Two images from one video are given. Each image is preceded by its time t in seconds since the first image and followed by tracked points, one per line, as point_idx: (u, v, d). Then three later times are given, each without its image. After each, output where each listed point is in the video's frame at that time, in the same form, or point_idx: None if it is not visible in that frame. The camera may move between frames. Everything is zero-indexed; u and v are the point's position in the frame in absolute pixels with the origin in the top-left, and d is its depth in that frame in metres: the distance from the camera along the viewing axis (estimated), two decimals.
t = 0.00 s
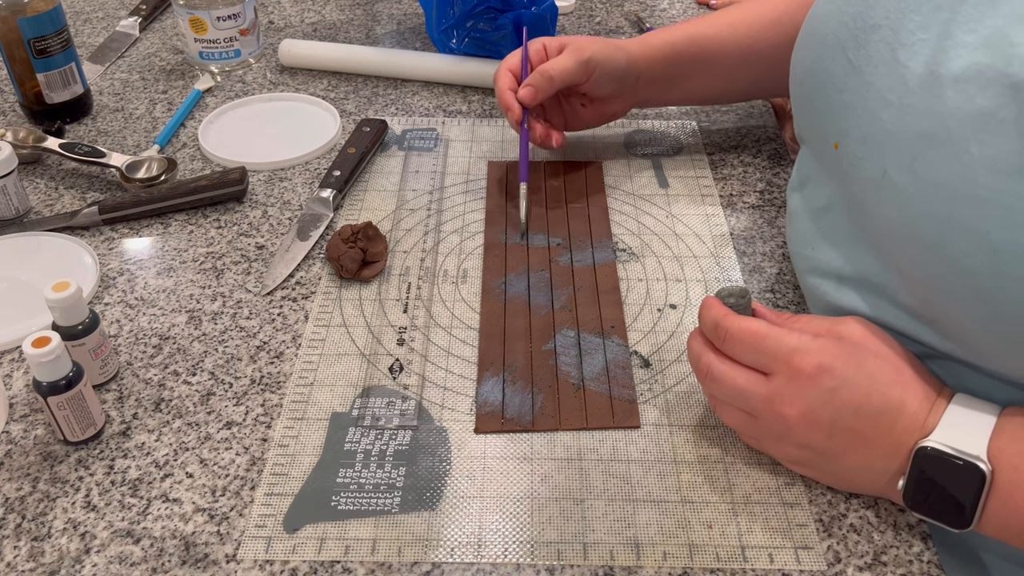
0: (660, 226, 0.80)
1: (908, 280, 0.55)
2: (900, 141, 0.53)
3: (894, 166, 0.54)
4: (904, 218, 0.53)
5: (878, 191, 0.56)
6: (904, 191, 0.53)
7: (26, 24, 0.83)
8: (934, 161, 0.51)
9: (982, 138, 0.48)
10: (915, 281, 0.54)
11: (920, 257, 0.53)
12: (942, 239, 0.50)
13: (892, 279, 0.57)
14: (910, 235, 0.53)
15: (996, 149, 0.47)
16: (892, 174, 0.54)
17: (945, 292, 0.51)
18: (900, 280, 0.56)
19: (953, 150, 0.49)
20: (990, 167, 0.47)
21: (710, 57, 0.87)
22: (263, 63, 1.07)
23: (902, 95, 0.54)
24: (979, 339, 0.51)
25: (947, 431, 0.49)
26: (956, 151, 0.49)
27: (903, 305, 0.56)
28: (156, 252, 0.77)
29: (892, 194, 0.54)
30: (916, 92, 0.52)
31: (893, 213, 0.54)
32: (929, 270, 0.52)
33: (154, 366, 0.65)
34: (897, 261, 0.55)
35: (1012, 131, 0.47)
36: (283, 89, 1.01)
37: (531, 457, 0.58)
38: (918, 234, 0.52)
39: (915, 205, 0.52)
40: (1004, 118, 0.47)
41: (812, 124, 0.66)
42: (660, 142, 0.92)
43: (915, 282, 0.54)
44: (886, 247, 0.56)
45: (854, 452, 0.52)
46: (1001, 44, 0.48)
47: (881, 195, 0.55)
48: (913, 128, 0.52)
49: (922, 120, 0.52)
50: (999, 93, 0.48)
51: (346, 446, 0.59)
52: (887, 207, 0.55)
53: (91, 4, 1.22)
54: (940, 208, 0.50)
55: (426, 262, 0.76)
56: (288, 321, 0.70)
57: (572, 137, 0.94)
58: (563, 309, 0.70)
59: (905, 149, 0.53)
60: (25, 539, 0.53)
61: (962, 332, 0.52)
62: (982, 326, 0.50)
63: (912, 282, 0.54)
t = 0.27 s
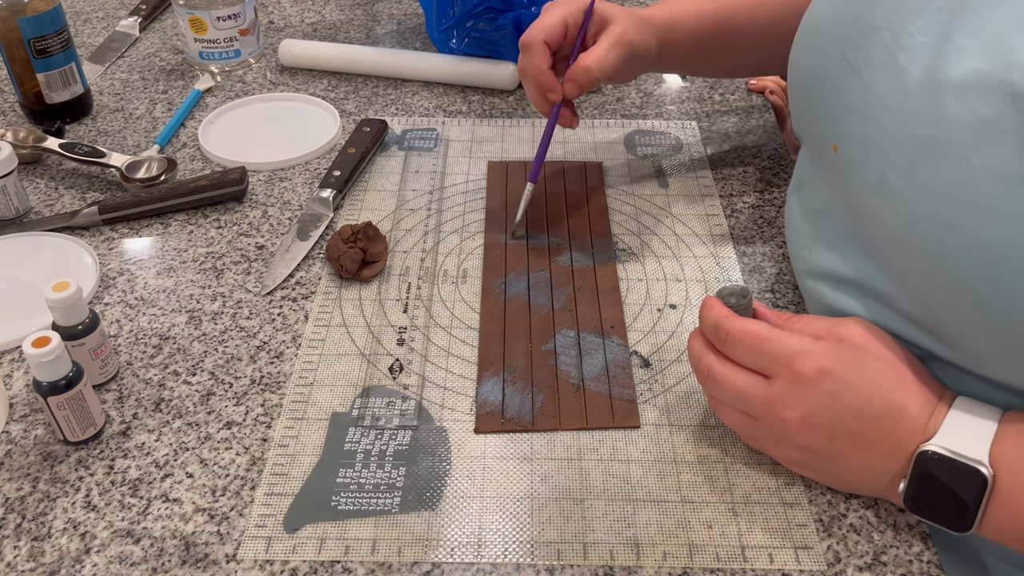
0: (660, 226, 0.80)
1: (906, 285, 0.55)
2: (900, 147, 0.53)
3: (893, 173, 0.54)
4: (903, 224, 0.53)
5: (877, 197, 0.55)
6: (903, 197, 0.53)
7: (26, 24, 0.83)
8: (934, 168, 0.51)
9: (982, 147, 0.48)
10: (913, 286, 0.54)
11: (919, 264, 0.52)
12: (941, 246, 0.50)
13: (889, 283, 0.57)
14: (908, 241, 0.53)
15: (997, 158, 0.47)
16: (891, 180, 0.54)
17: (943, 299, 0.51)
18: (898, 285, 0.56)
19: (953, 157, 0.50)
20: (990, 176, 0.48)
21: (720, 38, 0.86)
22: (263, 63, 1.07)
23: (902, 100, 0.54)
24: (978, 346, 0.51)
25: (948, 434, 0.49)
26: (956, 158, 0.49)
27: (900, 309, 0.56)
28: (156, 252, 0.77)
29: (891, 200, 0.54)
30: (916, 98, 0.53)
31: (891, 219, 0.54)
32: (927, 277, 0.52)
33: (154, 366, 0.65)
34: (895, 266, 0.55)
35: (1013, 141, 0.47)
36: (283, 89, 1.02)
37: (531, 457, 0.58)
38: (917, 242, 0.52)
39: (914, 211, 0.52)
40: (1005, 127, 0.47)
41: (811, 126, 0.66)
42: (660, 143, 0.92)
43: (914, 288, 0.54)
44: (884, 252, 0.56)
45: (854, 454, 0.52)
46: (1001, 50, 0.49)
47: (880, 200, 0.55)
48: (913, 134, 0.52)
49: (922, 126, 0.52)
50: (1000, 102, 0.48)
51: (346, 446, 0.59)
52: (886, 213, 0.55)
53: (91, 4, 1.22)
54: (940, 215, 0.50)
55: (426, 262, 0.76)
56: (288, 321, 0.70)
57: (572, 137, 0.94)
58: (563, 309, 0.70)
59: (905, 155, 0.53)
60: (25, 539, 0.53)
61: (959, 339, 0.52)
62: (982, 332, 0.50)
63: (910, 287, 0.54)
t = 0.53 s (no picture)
0: (660, 226, 0.80)
1: (907, 293, 0.55)
2: (904, 157, 0.53)
3: (897, 182, 0.54)
4: (906, 233, 0.53)
5: (881, 204, 0.56)
6: (906, 207, 0.53)
7: (26, 24, 0.83)
8: (937, 182, 0.51)
9: (985, 164, 0.48)
10: (915, 295, 0.54)
11: (921, 274, 0.52)
12: (943, 258, 0.50)
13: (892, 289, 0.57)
14: (911, 251, 0.53)
15: (999, 175, 0.47)
16: (895, 190, 0.54)
17: (944, 311, 0.51)
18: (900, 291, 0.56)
19: (955, 170, 0.49)
20: (992, 194, 0.47)
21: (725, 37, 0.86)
22: (263, 63, 1.07)
23: (907, 110, 0.54)
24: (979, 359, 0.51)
25: (950, 438, 0.50)
26: (959, 173, 0.49)
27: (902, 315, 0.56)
28: (156, 252, 0.77)
29: (895, 208, 0.54)
30: (921, 108, 0.52)
31: (895, 227, 0.54)
32: (928, 288, 0.52)
33: (154, 366, 0.65)
34: (897, 273, 0.56)
35: (1015, 158, 0.47)
36: (283, 89, 1.01)
37: (531, 457, 0.58)
38: (918, 252, 0.52)
39: (917, 222, 0.52)
40: (1009, 144, 0.47)
41: (817, 129, 0.66)
42: (660, 143, 0.92)
43: (915, 297, 0.54)
44: (887, 258, 0.56)
45: (855, 455, 0.52)
46: (1007, 64, 0.48)
47: (884, 206, 0.55)
48: (918, 144, 0.52)
49: (927, 138, 0.51)
50: (1005, 118, 0.47)
51: (346, 446, 0.59)
52: (890, 220, 0.55)
53: (91, 4, 1.22)
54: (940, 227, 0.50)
55: (426, 262, 0.76)
56: (288, 321, 0.70)
57: (572, 137, 0.94)
58: (563, 309, 0.70)
59: (909, 165, 0.53)
60: (25, 539, 0.53)
61: (959, 351, 0.52)
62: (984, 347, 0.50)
63: (912, 295, 0.54)
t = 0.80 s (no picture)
0: (660, 226, 0.80)
1: (907, 295, 0.55)
2: (903, 159, 0.53)
3: (896, 185, 0.54)
4: (905, 235, 0.53)
5: (880, 206, 0.56)
6: (905, 210, 0.53)
7: (26, 24, 0.83)
8: (936, 184, 0.51)
9: (984, 167, 0.48)
10: (914, 297, 0.54)
11: (920, 276, 0.52)
12: (941, 261, 0.50)
13: (891, 290, 0.57)
14: (910, 254, 0.53)
15: (997, 179, 0.47)
16: (894, 193, 0.54)
17: (943, 315, 0.51)
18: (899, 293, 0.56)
19: (954, 174, 0.49)
20: (991, 198, 0.47)
21: (732, 37, 0.86)
22: (263, 63, 1.07)
23: (906, 112, 0.54)
24: (979, 362, 0.51)
25: (947, 441, 0.50)
26: (958, 175, 0.49)
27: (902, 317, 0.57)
28: (156, 252, 0.77)
29: (894, 211, 0.54)
30: (920, 111, 0.52)
31: (894, 229, 0.54)
32: (927, 291, 0.52)
33: (154, 366, 0.65)
34: (897, 275, 0.56)
35: (1014, 161, 0.46)
36: (283, 89, 1.01)
37: (531, 458, 0.58)
38: (918, 255, 0.52)
39: (915, 225, 0.52)
40: (1008, 147, 0.47)
41: (816, 130, 0.66)
42: (660, 143, 0.92)
43: (914, 299, 0.54)
44: (887, 260, 0.56)
45: (854, 456, 0.52)
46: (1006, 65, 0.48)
47: (883, 209, 0.55)
48: (917, 147, 0.52)
49: (926, 141, 0.51)
50: (1004, 121, 0.47)
51: (346, 446, 0.59)
52: (889, 222, 0.55)
53: (91, 4, 1.22)
54: (939, 231, 0.50)
55: (426, 262, 0.76)
56: (288, 321, 0.70)
57: (572, 137, 0.94)
58: (563, 309, 0.70)
59: (908, 168, 0.53)
60: (25, 539, 0.53)
61: (958, 354, 0.52)
62: (984, 351, 0.50)
63: (911, 298, 0.54)
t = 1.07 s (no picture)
0: (660, 226, 0.80)
1: (906, 291, 0.55)
2: (902, 154, 0.53)
3: (895, 179, 0.54)
4: (904, 231, 0.53)
5: (880, 201, 0.56)
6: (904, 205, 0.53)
7: (26, 24, 0.83)
8: (935, 178, 0.50)
9: (984, 160, 0.48)
10: (914, 293, 0.54)
11: (919, 272, 0.52)
12: (941, 257, 0.50)
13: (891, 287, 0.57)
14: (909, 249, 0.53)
15: (998, 172, 0.47)
16: (893, 187, 0.54)
17: (942, 311, 0.51)
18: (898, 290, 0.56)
19: (954, 168, 0.49)
20: (991, 191, 0.47)
21: (730, 39, 0.85)
22: (263, 63, 1.07)
23: (906, 106, 0.53)
24: (980, 360, 0.50)
25: (946, 439, 0.49)
26: (958, 169, 0.49)
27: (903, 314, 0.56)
28: (156, 252, 0.77)
29: (894, 206, 0.54)
30: (920, 105, 0.52)
31: (893, 225, 0.54)
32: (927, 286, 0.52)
33: (153, 366, 0.65)
34: (896, 271, 0.56)
35: (1014, 154, 0.46)
36: (283, 89, 1.02)
37: (531, 457, 0.58)
38: (917, 251, 0.52)
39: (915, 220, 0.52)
40: (1008, 140, 0.47)
41: (817, 127, 0.66)
42: (661, 143, 0.92)
43: (914, 296, 0.54)
44: (886, 256, 0.56)
45: (852, 456, 0.52)
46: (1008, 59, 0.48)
47: (881, 206, 0.55)
48: (916, 142, 0.52)
49: (925, 135, 0.51)
50: (1004, 113, 0.47)
51: (346, 446, 0.59)
52: (889, 218, 0.55)
53: (91, 4, 1.22)
54: (938, 226, 0.50)
55: (426, 261, 0.76)
56: (288, 321, 0.70)
57: (572, 137, 0.94)
58: (563, 309, 0.70)
59: (907, 162, 0.53)
60: (25, 539, 0.53)
61: (959, 350, 0.52)
62: (984, 348, 0.50)
63: (910, 294, 0.54)
